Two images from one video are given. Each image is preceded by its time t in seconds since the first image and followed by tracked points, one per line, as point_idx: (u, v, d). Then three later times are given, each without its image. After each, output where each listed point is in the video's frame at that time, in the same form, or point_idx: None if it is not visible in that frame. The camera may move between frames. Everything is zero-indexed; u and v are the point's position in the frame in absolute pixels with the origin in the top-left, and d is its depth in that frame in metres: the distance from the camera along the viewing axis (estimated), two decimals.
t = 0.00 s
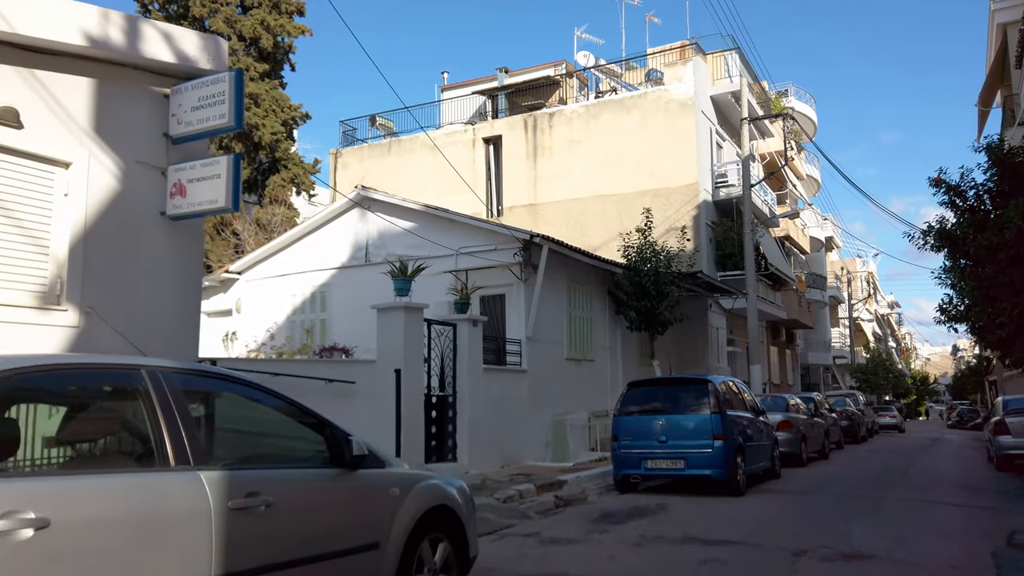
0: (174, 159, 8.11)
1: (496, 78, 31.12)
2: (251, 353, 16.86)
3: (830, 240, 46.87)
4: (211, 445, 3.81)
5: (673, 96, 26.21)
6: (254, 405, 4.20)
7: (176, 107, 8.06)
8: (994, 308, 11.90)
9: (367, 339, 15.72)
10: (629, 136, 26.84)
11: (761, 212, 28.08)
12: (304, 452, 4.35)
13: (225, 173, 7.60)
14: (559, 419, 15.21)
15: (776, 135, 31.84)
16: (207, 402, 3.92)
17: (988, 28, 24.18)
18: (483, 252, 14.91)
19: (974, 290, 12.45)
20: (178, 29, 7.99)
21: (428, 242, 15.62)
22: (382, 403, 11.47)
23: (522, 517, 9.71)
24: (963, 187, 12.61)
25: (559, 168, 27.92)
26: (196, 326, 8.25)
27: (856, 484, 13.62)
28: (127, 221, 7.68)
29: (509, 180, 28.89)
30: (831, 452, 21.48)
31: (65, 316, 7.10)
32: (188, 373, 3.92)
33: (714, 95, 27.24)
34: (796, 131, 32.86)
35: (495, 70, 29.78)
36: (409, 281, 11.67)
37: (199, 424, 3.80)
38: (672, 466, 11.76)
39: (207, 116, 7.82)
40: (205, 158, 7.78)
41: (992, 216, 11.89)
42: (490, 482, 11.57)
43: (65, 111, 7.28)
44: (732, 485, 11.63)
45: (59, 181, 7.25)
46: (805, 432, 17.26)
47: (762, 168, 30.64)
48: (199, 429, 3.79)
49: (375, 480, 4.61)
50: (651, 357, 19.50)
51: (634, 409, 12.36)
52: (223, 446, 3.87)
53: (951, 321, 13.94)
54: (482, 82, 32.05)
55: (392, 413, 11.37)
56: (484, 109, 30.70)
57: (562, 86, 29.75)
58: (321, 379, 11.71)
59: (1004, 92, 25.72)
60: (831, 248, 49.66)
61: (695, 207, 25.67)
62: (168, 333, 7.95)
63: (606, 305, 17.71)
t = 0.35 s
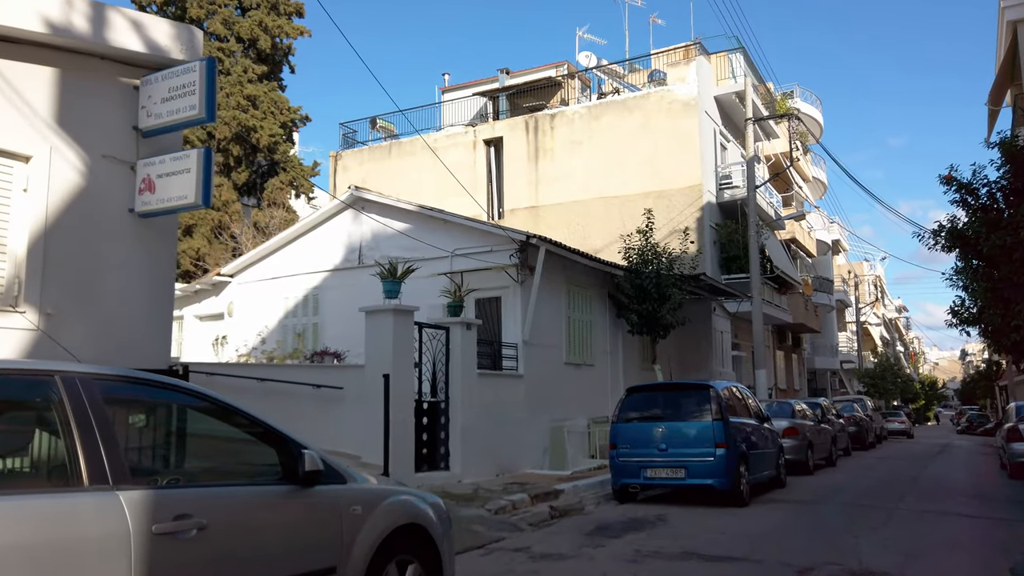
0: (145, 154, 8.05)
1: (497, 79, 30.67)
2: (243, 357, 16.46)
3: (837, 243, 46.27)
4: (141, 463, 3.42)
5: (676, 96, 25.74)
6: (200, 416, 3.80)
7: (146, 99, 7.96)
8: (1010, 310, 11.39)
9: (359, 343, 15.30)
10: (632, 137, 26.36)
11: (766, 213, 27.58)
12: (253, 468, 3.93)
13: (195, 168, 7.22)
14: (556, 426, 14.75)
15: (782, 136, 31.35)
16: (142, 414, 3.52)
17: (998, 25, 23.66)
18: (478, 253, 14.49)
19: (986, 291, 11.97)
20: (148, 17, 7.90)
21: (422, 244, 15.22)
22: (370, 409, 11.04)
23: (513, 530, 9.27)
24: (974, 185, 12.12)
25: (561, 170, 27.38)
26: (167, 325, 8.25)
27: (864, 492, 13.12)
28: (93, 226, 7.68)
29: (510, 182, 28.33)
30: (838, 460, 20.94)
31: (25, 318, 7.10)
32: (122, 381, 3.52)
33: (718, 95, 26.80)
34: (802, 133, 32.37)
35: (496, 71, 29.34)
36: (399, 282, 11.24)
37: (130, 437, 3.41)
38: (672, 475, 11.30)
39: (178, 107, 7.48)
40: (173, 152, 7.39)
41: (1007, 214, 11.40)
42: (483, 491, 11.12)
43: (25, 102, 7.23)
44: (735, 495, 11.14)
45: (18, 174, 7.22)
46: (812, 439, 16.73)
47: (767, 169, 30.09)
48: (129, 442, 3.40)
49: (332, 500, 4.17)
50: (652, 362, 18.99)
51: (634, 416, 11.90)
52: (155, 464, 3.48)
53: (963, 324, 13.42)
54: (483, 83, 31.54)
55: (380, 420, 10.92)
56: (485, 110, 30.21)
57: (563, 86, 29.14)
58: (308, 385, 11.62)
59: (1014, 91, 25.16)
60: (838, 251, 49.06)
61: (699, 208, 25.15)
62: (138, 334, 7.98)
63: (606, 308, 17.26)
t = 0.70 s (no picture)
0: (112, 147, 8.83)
1: (500, 80, 30.21)
2: (235, 362, 16.06)
3: (846, 245, 45.61)
4: (51, 480, 3.12)
5: (682, 96, 25.25)
6: (121, 427, 3.45)
7: (114, 87, 8.69)
8: None
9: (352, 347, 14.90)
10: (636, 138, 25.84)
11: (774, 215, 27.04)
12: (184, 483, 3.58)
13: (162, 161, 7.30)
14: (556, 433, 14.27)
15: (790, 137, 30.83)
16: (57, 426, 3.22)
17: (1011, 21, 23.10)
18: (475, 254, 14.06)
19: (1002, 292, 11.46)
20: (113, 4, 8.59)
21: (418, 245, 14.80)
22: (359, 415, 10.59)
23: (505, 543, 8.82)
24: (990, 181, 11.62)
25: (565, 172, 26.90)
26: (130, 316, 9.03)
27: (877, 503, 12.59)
28: (59, 226, 8.48)
29: (513, 184, 27.84)
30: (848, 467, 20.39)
31: None
32: (26, 392, 3.17)
33: (725, 95, 26.32)
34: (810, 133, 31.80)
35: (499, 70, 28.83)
36: (388, 283, 10.82)
37: (41, 457, 3.12)
38: (674, 485, 10.82)
39: (145, 97, 7.42)
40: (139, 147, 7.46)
41: None
42: (477, 501, 10.67)
43: None
44: (740, 506, 10.66)
45: None
46: (822, 447, 16.19)
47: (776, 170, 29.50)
48: (40, 463, 3.11)
49: (274, 522, 3.76)
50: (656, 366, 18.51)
51: (635, 422, 11.42)
52: (70, 480, 3.20)
53: (979, 327, 12.89)
54: (486, 85, 31.06)
55: (369, 426, 10.50)
56: (489, 111, 29.62)
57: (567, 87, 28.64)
58: (297, 390, 11.28)
59: None
60: (847, 254, 48.39)
61: (705, 210, 24.65)
62: (101, 325, 8.75)
63: (608, 311, 16.78)
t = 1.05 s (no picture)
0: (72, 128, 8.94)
1: (501, 78, 29.70)
2: (223, 361, 15.69)
3: (853, 246, 45.02)
4: None
5: (684, 92, 24.84)
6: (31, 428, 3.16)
7: (73, 69, 8.78)
8: None
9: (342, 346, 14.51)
10: (638, 135, 25.37)
11: (778, 213, 26.55)
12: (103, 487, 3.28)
13: (120, 142, 8.09)
14: (551, 434, 13.82)
15: (795, 134, 30.29)
16: None
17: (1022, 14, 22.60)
18: (468, 250, 13.63)
19: (1015, 286, 10.99)
20: None
21: (410, 241, 14.39)
22: (342, 415, 10.17)
23: (491, 550, 8.38)
24: (1002, 171, 11.15)
25: (565, 170, 26.44)
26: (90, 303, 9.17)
27: (884, 507, 12.11)
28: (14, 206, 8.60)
29: (513, 183, 27.31)
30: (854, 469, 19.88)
31: None
32: None
33: (728, 91, 25.85)
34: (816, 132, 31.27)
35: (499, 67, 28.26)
36: (374, 278, 10.40)
37: None
38: (672, 488, 10.35)
39: (106, 76, 8.26)
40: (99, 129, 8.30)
41: None
42: (465, 505, 10.23)
43: None
44: (740, 510, 10.19)
45: None
46: (827, 449, 15.70)
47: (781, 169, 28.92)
48: None
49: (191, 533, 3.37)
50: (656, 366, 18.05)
51: (632, 423, 10.96)
52: None
53: (990, 324, 12.40)
54: (486, 83, 30.53)
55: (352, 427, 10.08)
56: (489, 109, 29.03)
57: (569, 84, 28.09)
58: (280, 389, 10.89)
59: None
60: (854, 254, 47.79)
61: (708, 208, 24.18)
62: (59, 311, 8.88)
63: (606, 309, 16.32)
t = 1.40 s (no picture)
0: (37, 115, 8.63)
1: (507, 75, 29.18)
2: (219, 362, 15.34)
3: (868, 244, 44.23)
4: None
5: (694, 87, 24.32)
6: None
7: (36, 51, 8.52)
8: None
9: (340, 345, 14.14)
10: (647, 131, 24.87)
11: (790, 210, 25.99)
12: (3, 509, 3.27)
13: (84, 127, 7.72)
14: (554, 437, 13.37)
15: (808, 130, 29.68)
16: None
17: None
18: (467, 247, 13.22)
19: None
20: None
21: (408, 238, 13.98)
22: (333, 418, 9.77)
23: (483, 559, 7.94)
24: None
25: (572, 167, 25.96)
26: (56, 294, 8.86)
27: (902, 513, 11.56)
28: None
29: (520, 180, 26.88)
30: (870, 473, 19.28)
31: None
32: None
33: (738, 85, 25.31)
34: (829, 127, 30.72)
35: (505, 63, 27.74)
36: (366, 274, 10.00)
37: None
38: (678, 494, 9.89)
39: (69, 59, 8.03)
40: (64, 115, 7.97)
41: None
42: (460, 511, 9.80)
43: None
44: (749, 517, 9.72)
45: None
46: (841, 451, 15.16)
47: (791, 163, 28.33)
48: None
49: (110, 555, 3.33)
50: (664, 366, 17.56)
51: (637, 425, 10.51)
52: None
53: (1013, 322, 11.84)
54: (492, 79, 30.06)
55: (343, 429, 9.67)
56: (495, 107, 28.58)
57: (576, 80, 27.66)
58: (270, 390, 10.53)
59: None
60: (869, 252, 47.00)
61: (718, 205, 23.66)
62: (19, 304, 8.52)
63: (612, 308, 15.86)
